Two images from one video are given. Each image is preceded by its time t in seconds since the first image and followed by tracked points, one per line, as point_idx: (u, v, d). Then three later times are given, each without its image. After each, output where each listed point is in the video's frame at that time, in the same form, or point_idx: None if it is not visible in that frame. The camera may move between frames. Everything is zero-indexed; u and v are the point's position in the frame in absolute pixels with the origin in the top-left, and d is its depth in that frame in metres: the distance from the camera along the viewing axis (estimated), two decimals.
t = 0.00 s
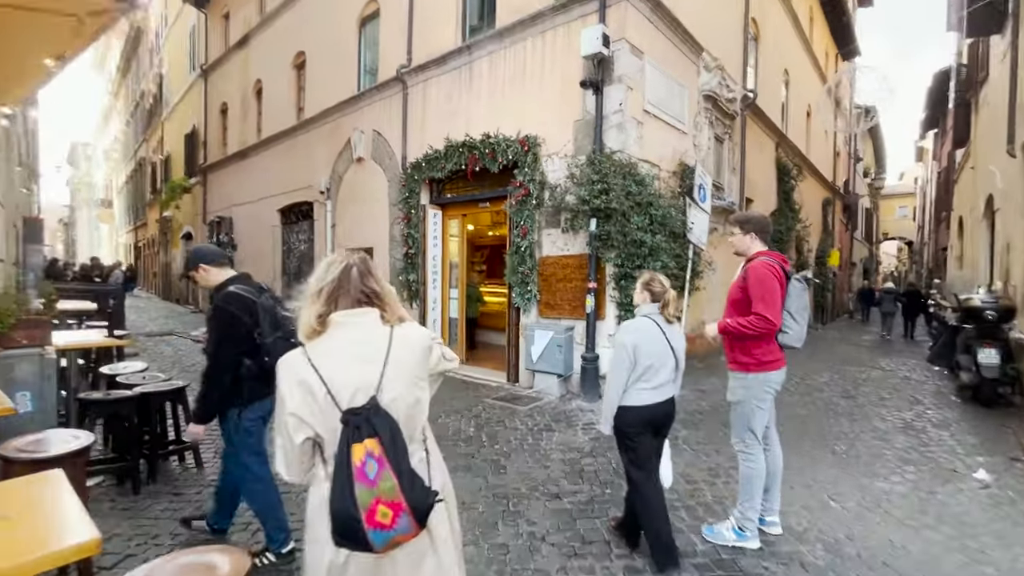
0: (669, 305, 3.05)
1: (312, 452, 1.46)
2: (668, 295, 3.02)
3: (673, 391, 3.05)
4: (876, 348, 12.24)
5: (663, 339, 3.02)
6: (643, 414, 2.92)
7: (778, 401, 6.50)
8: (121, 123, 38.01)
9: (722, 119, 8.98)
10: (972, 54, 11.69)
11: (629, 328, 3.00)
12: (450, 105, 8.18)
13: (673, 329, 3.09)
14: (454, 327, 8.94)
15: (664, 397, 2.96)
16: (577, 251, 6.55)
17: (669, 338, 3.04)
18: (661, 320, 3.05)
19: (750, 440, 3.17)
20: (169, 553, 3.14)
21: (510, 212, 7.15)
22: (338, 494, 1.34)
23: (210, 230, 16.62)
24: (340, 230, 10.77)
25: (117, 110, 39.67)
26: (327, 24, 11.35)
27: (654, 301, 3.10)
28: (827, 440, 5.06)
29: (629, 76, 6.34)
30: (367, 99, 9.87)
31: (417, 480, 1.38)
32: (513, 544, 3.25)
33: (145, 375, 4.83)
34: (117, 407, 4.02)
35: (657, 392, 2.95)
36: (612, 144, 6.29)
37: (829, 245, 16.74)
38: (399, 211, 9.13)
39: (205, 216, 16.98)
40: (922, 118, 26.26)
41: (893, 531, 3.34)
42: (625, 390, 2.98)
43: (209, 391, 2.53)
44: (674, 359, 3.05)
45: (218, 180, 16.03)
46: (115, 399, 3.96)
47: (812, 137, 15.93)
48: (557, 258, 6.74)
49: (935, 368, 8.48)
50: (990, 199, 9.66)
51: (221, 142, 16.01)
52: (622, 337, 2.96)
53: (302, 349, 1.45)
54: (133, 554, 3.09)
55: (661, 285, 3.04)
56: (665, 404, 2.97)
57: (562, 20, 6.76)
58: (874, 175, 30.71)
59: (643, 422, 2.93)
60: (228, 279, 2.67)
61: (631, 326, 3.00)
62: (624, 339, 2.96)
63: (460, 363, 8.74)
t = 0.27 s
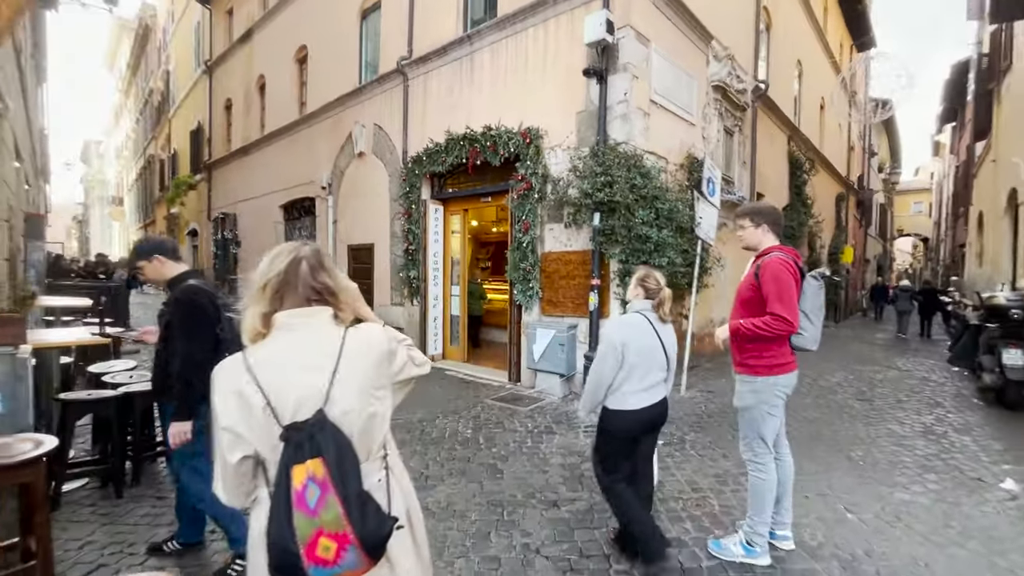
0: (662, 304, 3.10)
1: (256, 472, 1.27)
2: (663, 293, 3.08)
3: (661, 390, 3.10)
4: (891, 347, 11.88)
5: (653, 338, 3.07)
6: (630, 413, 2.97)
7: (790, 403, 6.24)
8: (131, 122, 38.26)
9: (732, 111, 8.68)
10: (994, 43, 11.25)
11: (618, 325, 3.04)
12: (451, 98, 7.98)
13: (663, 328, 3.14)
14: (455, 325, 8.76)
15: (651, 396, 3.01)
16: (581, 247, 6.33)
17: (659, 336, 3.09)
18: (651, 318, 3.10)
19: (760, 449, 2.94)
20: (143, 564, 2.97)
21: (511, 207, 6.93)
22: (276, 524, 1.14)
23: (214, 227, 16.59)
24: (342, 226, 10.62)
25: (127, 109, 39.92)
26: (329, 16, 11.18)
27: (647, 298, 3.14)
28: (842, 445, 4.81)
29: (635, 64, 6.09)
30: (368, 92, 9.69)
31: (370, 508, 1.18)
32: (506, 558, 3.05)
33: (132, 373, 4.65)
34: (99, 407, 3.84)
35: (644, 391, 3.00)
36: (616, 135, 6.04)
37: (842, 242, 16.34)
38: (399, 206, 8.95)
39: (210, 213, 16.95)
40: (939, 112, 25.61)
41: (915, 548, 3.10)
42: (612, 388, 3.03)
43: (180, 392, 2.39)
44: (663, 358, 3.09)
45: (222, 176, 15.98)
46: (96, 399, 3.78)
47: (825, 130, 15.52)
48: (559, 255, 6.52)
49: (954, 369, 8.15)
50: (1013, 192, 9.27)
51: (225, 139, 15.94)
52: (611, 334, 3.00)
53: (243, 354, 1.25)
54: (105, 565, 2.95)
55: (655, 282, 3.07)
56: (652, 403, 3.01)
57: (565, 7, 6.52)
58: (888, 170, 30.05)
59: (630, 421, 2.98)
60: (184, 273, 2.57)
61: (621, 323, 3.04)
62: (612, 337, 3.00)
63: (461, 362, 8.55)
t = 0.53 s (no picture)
0: (660, 297, 2.90)
1: (177, 502, 1.06)
2: (660, 286, 2.87)
3: (664, 391, 2.88)
4: (907, 346, 11.52)
5: (651, 334, 2.87)
6: (627, 414, 2.76)
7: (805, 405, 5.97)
8: (139, 119, 38.40)
9: (744, 101, 8.37)
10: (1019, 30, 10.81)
11: (613, 322, 2.88)
12: (453, 88, 7.74)
13: (664, 324, 2.94)
14: (457, 323, 8.54)
15: (651, 396, 2.79)
16: (587, 242, 6.07)
17: (658, 333, 2.89)
18: (649, 313, 2.91)
19: (779, 460, 2.69)
20: None
21: (514, 200, 6.69)
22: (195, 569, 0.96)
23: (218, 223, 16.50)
24: (343, 221, 10.43)
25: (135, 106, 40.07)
26: (330, 8, 10.97)
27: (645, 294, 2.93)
28: (863, 451, 4.54)
29: (643, 50, 5.82)
30: (369, 84, 9.47)
31: (311, 549, 0.98)
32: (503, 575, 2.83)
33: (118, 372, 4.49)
34: (78, 407, 3.66)
35: (642, 391, 2.79)
36: (623, 124, 5.78)
37: (856, 238, 15.93)
38: (400, 201, 8.74)
39: (214, 209, 16.86)
40: (956, 105, 24.97)
41: (950, 568, 2.83)
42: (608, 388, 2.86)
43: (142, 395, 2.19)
44: (664, 356, 2.88)
45: (225, 172, 15.86)
46: (75, 399, 3.60)
47: (839, 123, 15.10)
48: (564, 249, 6.28)
49: (977, 369, 7.81)
50: None
51: (228, 134, 15.81)
52: (605, 331, 2.85)
53: (160, 362, 1.03)
54: None
55: (652, 275, 2.87)
56: (653, 405, 2.80)
57: None
58: (902, 165, 29.43)
59: (630, 422, 2.76)
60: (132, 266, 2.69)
61: (615, 320, 2.88)
62: (606, 334, 2.84)
63: (463, 360, 8.34)
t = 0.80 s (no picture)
0: (658, 303, 2.84)
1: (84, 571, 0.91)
2: (660, 292, 2.83)
3: (665, 404, 2.77)
4: (931, 353, 11.09)
5: (645, 345, 2.79)
6: (620, 429, 2.71)
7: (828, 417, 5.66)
8: (153, 124, 38.90)
9: (761, 98, 8.07)
10: None
11: (606, 334, 2.85)
12: (460, 87, 7.55)
13: (662, 335, 2.84)
14: (464, 327, 8.33)
15: (647, 411, 2.70)
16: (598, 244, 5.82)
17: (655, 344, 2.79)
18: (646, 324, 2.85)
19: (812, 487, 2.43)
20: None
21: (522, 201, 6.48)
22: None
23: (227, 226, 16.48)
24: (349, 223, 10.30)
25: (149, 112, 40.62)
26: (337, 8, 10.86)
27: (645, 301, 2.89)
28: (894, 468, 4.24)
29: (656, 44, 5.59)
30: (375, 84, 9.32)
31: None
32: None
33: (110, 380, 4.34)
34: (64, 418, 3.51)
35: (635, 405, 2.72)
36: (636, 122, 5.53)
37: (875, 240, 15.47)
38: (407, 202, 8.57)
39: (222, 212, 16.85)
40: (978, 104, 24.30)
41: None
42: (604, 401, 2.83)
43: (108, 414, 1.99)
44: (662, 368, 2.77)
45: (234, 175, 15.84)
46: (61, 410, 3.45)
47: (858, 122, 14.69)
48: (573, 252, 6.04)
49: (1009, 379, 7.43)
50: None
51: (237, 137, 15.81)
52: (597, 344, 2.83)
53: (58, 404, 0.90)
54: None
55: (652, 280, 2.85)
56: (649, 420, 2.70)
57: None
58: (921, 166, 28.74)
59: (624, 439, 2.71)
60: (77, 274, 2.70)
61: (609, 332, 2.85)
62: (598, 347, 2.82)
63: (470, 366, 8.13)
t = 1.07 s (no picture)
0: (648, 297, 2.61)
1: None
2: (651, 283, 2.59)
3: (657, 404, 2.57)
4: (946, 348, 10.78)
5: (635, 342, 2.56)
6: (605, 431, 2.55)
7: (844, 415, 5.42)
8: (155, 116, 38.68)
9: (773, 83, 7.75)
10: None
11: (592, 329, 2.62)
12: (459, 72, 7.28)
13: (653, 330, 2.60)
14: (465, 321, 8.11)
15: (636, 412, 2.52)
16: (604, 235, 5.57)
17: (646, 341, 2.56)
18: (637, 317, 2.61)
19: (840, 501, 2.19)
20: None
21: (524, 190, 6.23)
22: None
23: (227, 218, 16.29)
24: (348, 215, 10.06)
25: (151, 104, 40.38)
26: None
27: (632, 294, 2.65)
28: (917, 471, 4.01)
29: (665, 23, 5.31)
30: (374, 71, 9.05)
31: None
32: None
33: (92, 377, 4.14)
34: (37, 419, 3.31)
35: (623, 407, 2.53)
36: (644, 105, 5.25)
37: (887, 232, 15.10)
38: (406, 192, 8.33)
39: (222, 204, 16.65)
40: (993, 92, 23.71)
41: None
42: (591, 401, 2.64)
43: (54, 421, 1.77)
44: (654, 366, 2.55)
45: (233, 166, 15.63)
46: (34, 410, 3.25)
47: (870, 111, 14.28)
48: (577, 243, 5.79)
49: None
50: None
51: (236, 128, 15.57)
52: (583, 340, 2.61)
53: None
54: None
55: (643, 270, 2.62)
56: (639, 422, 2.52)
57: None
58: (933, 156, 28.16)
59: (614, 442, 2.53)
60: None
61: (596, 327, 2.62)
62: (584, 343, 2.61)
63: (472, 361, 7.91)
